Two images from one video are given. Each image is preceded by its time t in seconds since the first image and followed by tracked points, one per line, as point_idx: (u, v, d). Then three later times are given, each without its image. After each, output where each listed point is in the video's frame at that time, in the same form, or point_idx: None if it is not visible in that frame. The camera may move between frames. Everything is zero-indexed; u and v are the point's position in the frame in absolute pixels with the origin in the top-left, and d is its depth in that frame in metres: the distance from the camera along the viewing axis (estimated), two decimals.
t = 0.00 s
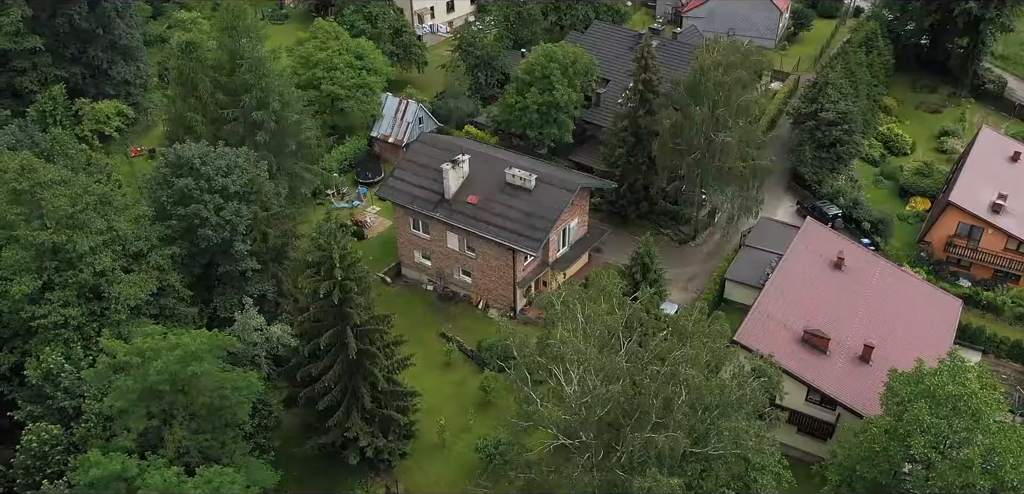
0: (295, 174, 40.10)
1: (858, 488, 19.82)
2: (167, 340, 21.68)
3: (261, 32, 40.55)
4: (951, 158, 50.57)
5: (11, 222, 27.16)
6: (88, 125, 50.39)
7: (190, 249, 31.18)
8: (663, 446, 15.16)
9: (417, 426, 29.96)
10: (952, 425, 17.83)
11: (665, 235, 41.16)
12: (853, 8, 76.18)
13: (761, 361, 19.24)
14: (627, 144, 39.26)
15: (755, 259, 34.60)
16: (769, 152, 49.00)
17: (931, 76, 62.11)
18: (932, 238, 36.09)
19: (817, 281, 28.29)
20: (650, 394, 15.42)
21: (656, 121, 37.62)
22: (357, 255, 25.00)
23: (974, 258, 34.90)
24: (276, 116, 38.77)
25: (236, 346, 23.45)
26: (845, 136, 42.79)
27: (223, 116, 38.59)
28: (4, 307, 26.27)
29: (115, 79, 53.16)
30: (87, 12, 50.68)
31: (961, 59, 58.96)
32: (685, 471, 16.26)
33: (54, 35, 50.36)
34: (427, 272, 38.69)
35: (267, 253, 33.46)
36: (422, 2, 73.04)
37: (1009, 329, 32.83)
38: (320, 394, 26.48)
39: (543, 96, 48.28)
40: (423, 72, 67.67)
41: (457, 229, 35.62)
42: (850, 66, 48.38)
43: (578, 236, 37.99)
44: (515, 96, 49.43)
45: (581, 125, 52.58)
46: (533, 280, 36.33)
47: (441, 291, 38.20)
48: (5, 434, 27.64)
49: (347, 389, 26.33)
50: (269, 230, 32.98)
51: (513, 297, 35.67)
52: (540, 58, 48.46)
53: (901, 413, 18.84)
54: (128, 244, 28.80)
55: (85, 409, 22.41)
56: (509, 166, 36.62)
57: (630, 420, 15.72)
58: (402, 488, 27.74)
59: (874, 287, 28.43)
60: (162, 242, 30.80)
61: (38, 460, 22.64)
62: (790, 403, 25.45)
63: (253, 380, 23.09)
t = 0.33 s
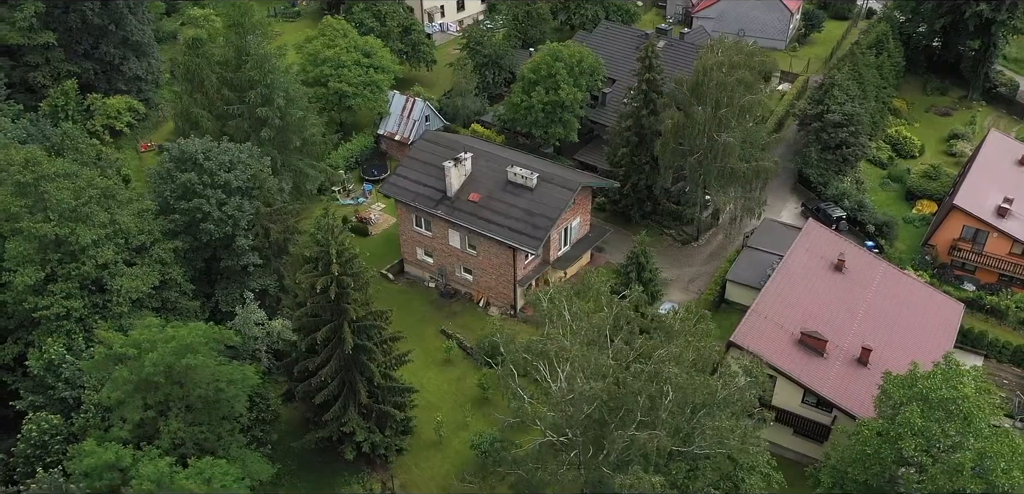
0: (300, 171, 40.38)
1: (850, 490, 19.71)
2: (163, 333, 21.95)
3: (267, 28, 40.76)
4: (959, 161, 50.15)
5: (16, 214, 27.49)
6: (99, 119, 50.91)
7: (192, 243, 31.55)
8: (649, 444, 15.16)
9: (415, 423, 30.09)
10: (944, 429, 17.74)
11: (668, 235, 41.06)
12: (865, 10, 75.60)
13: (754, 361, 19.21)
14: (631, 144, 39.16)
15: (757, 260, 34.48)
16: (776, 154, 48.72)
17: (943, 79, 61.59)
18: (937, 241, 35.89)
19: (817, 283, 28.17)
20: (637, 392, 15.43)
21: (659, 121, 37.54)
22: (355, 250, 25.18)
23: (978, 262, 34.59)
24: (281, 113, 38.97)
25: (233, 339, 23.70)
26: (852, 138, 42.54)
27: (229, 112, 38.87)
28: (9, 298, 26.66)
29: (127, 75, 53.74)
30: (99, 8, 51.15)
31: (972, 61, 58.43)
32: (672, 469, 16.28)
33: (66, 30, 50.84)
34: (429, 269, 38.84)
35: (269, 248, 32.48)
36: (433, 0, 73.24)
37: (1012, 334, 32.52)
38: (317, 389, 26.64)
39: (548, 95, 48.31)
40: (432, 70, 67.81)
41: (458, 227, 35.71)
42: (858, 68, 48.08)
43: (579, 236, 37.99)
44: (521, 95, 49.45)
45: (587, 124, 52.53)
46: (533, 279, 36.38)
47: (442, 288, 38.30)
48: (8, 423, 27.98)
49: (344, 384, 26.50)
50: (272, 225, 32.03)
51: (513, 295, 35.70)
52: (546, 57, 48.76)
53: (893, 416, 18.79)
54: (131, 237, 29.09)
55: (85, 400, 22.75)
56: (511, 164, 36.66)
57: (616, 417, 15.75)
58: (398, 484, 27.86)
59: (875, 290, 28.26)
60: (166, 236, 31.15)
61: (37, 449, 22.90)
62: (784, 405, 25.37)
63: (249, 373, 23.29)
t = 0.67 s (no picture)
0: (305, 167, 40.69)
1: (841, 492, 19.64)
2: (161, 326, 22.16)
3: (273, 26, 41.05)
4: (968, 165, 49.72)
5: (21, 206, 27.81)
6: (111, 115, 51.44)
7: (195, 238, 31.83)
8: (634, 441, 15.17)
9: (413, 419, 30.22)
10: (935, 432, 17.66)
11: (672, 235, 40.92)
12: (878, 12, 74.97)
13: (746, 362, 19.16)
14: (635, 144, 39.08)
15: (759, 261, 34.30)
16: (782, 156, 48.46)
17: (954, 82, 61.00)
18: (941, 244, 35.62)
19: (816, 284, 28.05)
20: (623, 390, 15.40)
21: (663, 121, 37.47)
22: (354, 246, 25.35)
23: (983, 266, 34.26)
24: (286, 109, 39.25)
25: (231, 332, 23.90)
26: (858, 140, 42.32)
27: (235, 108, 39.19)
28: (13, 290, 27.00)
29: (138, 71, 54.18)
30: (112, 5, 51.71)
31: (984, 64, 57.82)
32: (659, 468, 16.29)
33: (79, 26, 51.43)
34: (431, 266, 38.98)
35: (272, 243, 33.23)
36: None
37: (1016, 339, 32.21)
38: (315, 384, 26.80)
39: (554, 95, 48.33)
40: (441, 69, 67.95)
41: (459, 224, 35.81)
42: (866, 69, 47.76)
43: (582, 235, 37.96)
44: (527, 94, 49.50)
45: (593, 124, 52.49)
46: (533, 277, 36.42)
47: (444, 286, 38.40)
48: (11, 413, 28.32)
49: (341, 379, 26.68)
50: (274, 220, 32.81)
51: (513, 293, 35.75)
52: (552, 56, 48.80)
53: (886, 418, 18.74)
54: (135, 231, 29.34)
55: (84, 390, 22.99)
56: (514, 163, 36.72)
57: (603, 414, 15.75)
58: (395, 480, 27.99)
59: (875, 293, 28.13)
60: (169, 230, 31.44)
61: (38, 439, 23.15)
62: (779, 405, 25.30)
63: (246, 366, 23.46)
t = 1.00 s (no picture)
0: (310, 163, 41.01)
1: None
2: (158, 317, 22.43)
3: (281, 22, 41.34)
4: (979, 169, 49.18)
5: (26, 198, 28.19)
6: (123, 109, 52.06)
7: (199, 232, 32.12)
8: (619, 439, 15.22)
9: (411, 414, 30.34)
10: (925, 436, 17.56)
11: (675, 236, 40.80)
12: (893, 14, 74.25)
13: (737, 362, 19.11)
14: (639, 144, 39.02)
15: (762, 263, 34.10)
16: (790, 158, 48.16)
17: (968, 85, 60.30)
18: (947, 248, 35.29)
19: (816, 286, 27.92)
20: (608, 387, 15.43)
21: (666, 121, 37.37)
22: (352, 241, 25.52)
23: (988, 271, 33.94)
24: (292, 105, 39.56)
25: (230, 325, 24.11)
26: (865, 142, 41.97)
27: (242, 104, 39.52)
28: (19, 280, 27.41)
29: (152, 66, 54.75)
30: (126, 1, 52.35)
31: (999, 67, 57.11)
32: (645, 465, 16.33)
33: (94, 22, 52.11)
34: (434, 263, 39.13)
35: (275, 238, 33.45)
36: None
37: (1021, 345, 31.87)
38: (312, 378, 26.99)
39: (561, 94, 48.34)
40: (451, 67, 68.07)
41: (462, 222, 35.92)
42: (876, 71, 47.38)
43: (584, 234, 37.93)
44: (534, 93, 49.50)
45: (601, 123, 52.45)
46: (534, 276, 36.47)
47: (447, 283, 38.54)
48: (17, 402, 28.74)
49: (338, 373, 26.86)
50: (277, 215, 33.03)
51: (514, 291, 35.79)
52: (559, 56, 48.83)
53: (877, 421, 18.65)
54: (139, 224, 29.64)
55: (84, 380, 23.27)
56: (517, 161, 36.76)
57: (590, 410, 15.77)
58: (391, 474, 28.11)
59: (875, 296, 27.96)
60: (174, 224, 31.72)
61: (39, 427, 23.43)
62: (774, 406, 25.22)
63: (243, 359, 23.64)
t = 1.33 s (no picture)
0: (315, 159, 41.36)
1: None
2: (158, 310, 22.70)
3: (288, 19, 41.56)
4: (988, 173, 48.71)
5: (32, 191, 28.53)
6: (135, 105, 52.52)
7: (203, 226, 32.38)
8: (605, 436, 15.25)
9: (410, 411, 30.47)
10: (917, 439, 17.46)
11: (678, 236, 40.72)
12: (906, 16, 73.60)
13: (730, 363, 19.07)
14: (643, 144, 39.00)
15: (764, 264, 33.93)
16: (796, 159, 47.94)
17: (980, 88, 59.69)
18: (951, 252, 35.01)
19: (816, 288, 27.78)
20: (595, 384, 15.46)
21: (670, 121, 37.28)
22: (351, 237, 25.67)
23: (993, 275, 33.64)
24: (297, 102, 39.79)
25: (229, 319, 24.34)
26: (871, 144, 41.66)
27: (249, 100, 39.82)
28: (24, 272, 27.77)
29: (163, 62, 55.20)
30: None
31: (1011, 70, 56.50)
32: (633, 462, 16.34)
33: (107, 18, 52.66)
34: (437, 261, 39.26)
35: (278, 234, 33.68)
36: None
37: None
38: (312, 372, 27.18)
39: (567, 93, 48.33)
40: (460, 66, 68.20)
41: (464, 220, 36.02)
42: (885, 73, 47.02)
43: (587, 234, 37.96)
44: (540, 92, 49.51)
45: (608, 123, 52.40)
46: (536, 274, 36.51)
47: (449, 281, 38.65)
48: (21, 392, 29.10)
49: (337, 368, 27.04)
50: (281, 211, 33.23)
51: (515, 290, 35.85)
52: (566, 55, 48.86)
53: (869, 423, 18.60)
54: (143, 218, 29.92)
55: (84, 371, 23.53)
56: (520, 160, 36.80)
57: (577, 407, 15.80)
58: (388, 469, 28.24)
59: (875, 298, 27.80)
60: (178, 218, 31.99)
61: (41, 417, 23.63)
62: (770, 408, 25.15)
63: (241, 352, 23.84)
